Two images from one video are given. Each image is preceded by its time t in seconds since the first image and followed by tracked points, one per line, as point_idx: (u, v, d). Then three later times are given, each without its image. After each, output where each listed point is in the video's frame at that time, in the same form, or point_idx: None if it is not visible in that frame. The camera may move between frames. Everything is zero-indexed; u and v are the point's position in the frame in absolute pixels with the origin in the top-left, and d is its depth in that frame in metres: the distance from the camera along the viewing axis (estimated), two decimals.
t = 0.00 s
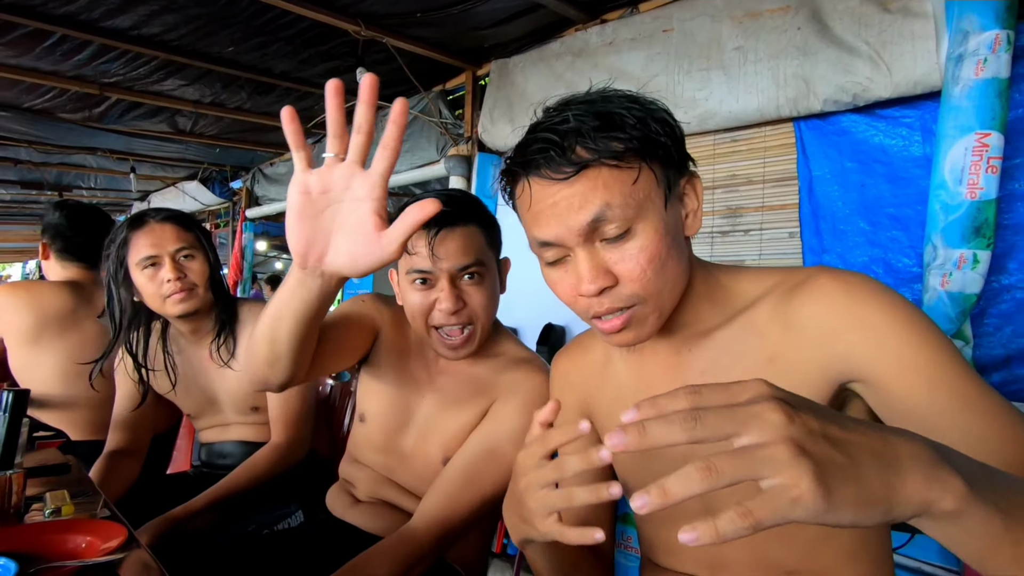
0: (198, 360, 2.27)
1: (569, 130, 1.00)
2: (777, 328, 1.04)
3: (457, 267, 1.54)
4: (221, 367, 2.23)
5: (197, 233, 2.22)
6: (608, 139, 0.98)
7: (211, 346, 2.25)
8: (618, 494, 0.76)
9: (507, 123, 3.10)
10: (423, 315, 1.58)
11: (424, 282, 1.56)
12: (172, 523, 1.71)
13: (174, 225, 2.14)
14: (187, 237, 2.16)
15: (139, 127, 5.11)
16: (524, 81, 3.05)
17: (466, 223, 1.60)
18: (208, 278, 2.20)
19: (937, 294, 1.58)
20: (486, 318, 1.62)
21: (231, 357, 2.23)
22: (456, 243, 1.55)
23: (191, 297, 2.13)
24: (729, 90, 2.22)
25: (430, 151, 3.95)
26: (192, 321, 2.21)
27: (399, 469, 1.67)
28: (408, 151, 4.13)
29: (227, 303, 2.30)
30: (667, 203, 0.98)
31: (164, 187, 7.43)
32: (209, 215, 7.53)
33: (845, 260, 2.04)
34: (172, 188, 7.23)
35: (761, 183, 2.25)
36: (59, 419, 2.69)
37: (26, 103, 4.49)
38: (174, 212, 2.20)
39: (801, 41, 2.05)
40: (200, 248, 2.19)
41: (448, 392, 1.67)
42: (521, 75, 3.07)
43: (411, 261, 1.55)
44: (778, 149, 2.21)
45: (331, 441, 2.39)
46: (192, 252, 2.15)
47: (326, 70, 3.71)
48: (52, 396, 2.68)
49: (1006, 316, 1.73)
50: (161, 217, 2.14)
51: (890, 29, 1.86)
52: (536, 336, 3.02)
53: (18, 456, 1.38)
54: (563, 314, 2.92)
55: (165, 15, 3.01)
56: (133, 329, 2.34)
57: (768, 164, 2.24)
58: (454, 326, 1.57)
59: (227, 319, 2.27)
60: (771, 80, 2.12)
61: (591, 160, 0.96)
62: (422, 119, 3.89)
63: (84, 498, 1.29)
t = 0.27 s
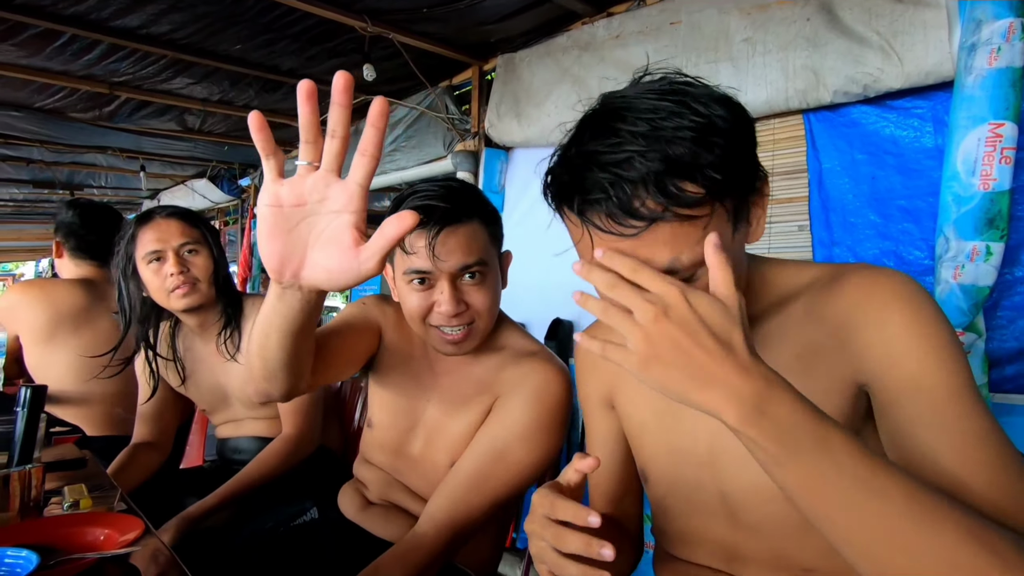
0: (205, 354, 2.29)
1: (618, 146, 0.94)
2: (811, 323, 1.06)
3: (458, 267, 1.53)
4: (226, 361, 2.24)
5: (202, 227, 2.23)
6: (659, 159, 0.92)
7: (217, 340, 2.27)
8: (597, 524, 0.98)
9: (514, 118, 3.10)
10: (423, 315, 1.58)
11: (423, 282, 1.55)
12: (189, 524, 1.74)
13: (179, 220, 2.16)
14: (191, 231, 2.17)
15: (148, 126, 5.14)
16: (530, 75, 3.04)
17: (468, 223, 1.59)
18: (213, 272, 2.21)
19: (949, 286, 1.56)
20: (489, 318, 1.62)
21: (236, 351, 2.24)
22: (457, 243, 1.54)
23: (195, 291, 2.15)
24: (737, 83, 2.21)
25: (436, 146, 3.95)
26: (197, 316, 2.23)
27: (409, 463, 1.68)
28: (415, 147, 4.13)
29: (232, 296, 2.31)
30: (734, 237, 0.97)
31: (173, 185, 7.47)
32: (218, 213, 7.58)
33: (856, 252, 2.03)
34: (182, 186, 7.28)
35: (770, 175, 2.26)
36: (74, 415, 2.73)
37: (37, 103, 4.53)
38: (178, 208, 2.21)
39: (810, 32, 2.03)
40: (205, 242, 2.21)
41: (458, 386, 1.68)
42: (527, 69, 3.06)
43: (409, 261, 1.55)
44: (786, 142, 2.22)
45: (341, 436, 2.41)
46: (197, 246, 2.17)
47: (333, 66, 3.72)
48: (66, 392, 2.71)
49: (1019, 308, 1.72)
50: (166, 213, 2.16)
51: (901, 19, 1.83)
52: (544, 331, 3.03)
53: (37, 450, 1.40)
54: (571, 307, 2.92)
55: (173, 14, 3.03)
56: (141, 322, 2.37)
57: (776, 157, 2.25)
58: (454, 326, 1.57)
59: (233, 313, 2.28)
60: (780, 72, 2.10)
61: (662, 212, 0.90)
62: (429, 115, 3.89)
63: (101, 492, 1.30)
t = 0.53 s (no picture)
0: (218, 350, 2.32)
1: (668, 245, 0.82)
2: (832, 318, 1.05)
3: (478, 244, 1.60)
4: (237, 358, 2.26)
5: (215, 225, 2.25)
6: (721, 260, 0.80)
7: (229, 337, 2.29)
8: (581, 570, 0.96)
9: (520, 115, 3.09)
10: (446, 289, 1.66)
11: (447, 258, 1.64)
12: (199, 517, 1.77)
13: (192, 218, 2.17)
14: (204, 229, 2.18)
15: (156, 124, 5.17)
16: (537, 72, 3.04)
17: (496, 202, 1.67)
18: (225, 270, 2.23)
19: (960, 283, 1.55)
20: (508, 293, 1.67)
21: (247, 349, 2.26)
22: (479, 222, 1.62)
23: (208, 289, 2.16)
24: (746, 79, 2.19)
25: (443, 143, 3.94)
26: (210, 314, 2.25)
27: (420, 459, 1.70)
28: (422, 144, 4.13)
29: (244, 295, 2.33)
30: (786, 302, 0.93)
31: (181, 182, 7.52)
32: (226, 210, 7.62)
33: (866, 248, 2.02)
34: (190, 184, 7.32)
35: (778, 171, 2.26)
36: (86, 412, 2.76)
37: (47, 102, 4.56)
38: (192, 206, 2.23)
39: (819, 27, 2.02)
40: (217, 240, 2.22)
41: (467, 379, 1.69)
42: (534, 66, 3.05)
43: (436, 240, 1.65)
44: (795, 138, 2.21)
45: (350, 434, 2.43)
46: (210, 244, 2.19)
47: (339, 64, 3.73)
48: (78, 389, 2.74)
49: None
50: (179, 211, 2.17)
51: (911, 13, 1.81)
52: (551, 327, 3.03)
53: (51, 447, 1.42)
54: (578, 304, 2.92)
55: (181, 13, 3.04)
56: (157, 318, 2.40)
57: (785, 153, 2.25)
58: (474, 299, 1.64)
59: (247, 312, 2.30)
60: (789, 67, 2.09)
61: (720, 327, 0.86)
62: (435, 112, 3.89)
63: (116, 488, 1.32)
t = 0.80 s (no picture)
0: (222, 347, 2.33)
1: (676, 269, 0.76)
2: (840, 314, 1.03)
3: (502, 241, 1.67)
4: (241, 356, 2.27)
5: (221, 221, 2.24)
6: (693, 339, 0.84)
7: (233, 334, 2.29)
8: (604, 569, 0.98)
9: (523, 110, 3.07)
10: (462, 278, 1.70)
11: (473, 250, 1.71)
12: (203, 513, 1.76)
13: (198, 214, 2.17)
14: (209, 226, 2.18)
15: (160, 121, 5.17)
16: (540, 67, 3.02)
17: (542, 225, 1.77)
18: (231, 267, 2.22)
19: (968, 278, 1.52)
20: (519, 297, 1.68)
21: (251, 346, 2.26)
22: (508, 223, 1.69)
23: (212, 286, 2.16)
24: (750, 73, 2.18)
25: (446, 139, 3.93)
26: (214, 311, 2.26)
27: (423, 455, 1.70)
28: (425, 140, 4.12)
29: (249, 291, 2.32)
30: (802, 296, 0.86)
31: (185, 179, 7.53)
32: (230, 207, 7.63)
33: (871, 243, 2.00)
34: (194, 181, 7.33)
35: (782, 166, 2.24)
36: (89, 408, 2.76)
37: (52, 99, 4.57)
38: (197, 202, 2.21)
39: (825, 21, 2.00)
40: (222, 236, 2.21)
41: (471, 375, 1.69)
42: (537, 61, 3.04)
43: (468, 232, 1.74)
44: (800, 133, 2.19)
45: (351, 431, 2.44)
46: (216, 240, 2.18)
47: (342, 60, 3.72)
48: (82, 385, 2.74)
49: None
50: (185, 206, 2.17)
51: (919, 5, 1.79)
52: (554, 324, 3.02)
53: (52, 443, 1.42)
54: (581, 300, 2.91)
55: (183, 8, 3.04)
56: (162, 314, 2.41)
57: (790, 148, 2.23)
58: (484, 293, 1.66)
59: (250, 309, 2.29)
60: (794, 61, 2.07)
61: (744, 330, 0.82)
62: (438, 108, 3.88)
63: (117, 483, 1.32)
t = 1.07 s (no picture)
0: (231, 343, 2.32)
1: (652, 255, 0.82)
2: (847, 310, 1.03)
3: (334, 259, 1.66)
4: (250, 353, 2.27)
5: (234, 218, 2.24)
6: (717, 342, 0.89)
7: (241, 331, 2.29)
8: (555, 438, 0.95)
9: (525, 104, 3.06)
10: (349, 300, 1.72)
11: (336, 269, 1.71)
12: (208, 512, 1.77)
13: (212, 210, 2.17)
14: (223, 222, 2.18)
15: (163, 118, 5.17)
16: (542, 61, 3.00)
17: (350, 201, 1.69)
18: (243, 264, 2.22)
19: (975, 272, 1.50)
20: (389, 296, 1.67)
21: (260, 345, 2.26)
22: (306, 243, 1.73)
23: (224, 283, 2.16)
24: (754, 65, 2.16)
25: (448, 134, 3.91)
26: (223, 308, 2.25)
27: (397, 452, 1.70)
28: (427, 136, 4.11)
29: (260, 289, 2.32)
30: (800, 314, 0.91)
31: (189, 176, 7.54)
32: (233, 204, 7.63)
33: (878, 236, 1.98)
34: (197, 178, 7.34)
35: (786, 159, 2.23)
36: (95, 405, 2.78)
37: (55, 97, 4.58)
38: (213, 199, 2.23)
39: (830, 11, 1.98)
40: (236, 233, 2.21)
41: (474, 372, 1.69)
42: (539, 55, 3.02)
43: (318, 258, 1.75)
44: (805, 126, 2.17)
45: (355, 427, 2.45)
46: (229, 237, 2.18)
47: (343, 55, 3.71)
48: (87, 382, 2.75)
49: None
50: (200, 202, 2.18)
51: None
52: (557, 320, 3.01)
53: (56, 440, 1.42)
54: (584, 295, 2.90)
55: (184, 5, 3.03)
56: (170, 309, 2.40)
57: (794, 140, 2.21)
58: (359, 308, 1.69)
59: (259, 307, 2.28)
60: (798, 52, 2.05)
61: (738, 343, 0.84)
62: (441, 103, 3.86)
63: (120, 480, 1.32)
